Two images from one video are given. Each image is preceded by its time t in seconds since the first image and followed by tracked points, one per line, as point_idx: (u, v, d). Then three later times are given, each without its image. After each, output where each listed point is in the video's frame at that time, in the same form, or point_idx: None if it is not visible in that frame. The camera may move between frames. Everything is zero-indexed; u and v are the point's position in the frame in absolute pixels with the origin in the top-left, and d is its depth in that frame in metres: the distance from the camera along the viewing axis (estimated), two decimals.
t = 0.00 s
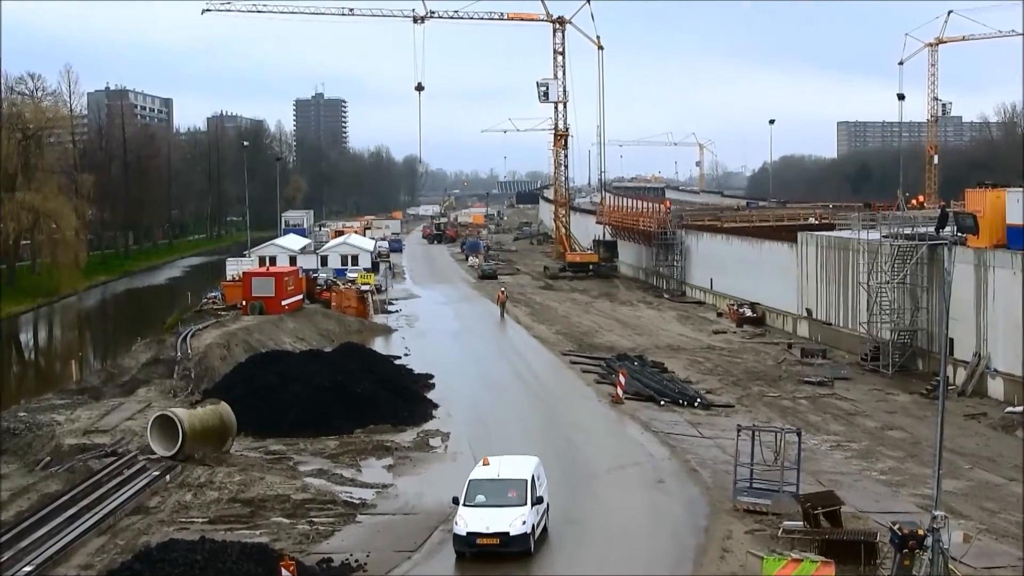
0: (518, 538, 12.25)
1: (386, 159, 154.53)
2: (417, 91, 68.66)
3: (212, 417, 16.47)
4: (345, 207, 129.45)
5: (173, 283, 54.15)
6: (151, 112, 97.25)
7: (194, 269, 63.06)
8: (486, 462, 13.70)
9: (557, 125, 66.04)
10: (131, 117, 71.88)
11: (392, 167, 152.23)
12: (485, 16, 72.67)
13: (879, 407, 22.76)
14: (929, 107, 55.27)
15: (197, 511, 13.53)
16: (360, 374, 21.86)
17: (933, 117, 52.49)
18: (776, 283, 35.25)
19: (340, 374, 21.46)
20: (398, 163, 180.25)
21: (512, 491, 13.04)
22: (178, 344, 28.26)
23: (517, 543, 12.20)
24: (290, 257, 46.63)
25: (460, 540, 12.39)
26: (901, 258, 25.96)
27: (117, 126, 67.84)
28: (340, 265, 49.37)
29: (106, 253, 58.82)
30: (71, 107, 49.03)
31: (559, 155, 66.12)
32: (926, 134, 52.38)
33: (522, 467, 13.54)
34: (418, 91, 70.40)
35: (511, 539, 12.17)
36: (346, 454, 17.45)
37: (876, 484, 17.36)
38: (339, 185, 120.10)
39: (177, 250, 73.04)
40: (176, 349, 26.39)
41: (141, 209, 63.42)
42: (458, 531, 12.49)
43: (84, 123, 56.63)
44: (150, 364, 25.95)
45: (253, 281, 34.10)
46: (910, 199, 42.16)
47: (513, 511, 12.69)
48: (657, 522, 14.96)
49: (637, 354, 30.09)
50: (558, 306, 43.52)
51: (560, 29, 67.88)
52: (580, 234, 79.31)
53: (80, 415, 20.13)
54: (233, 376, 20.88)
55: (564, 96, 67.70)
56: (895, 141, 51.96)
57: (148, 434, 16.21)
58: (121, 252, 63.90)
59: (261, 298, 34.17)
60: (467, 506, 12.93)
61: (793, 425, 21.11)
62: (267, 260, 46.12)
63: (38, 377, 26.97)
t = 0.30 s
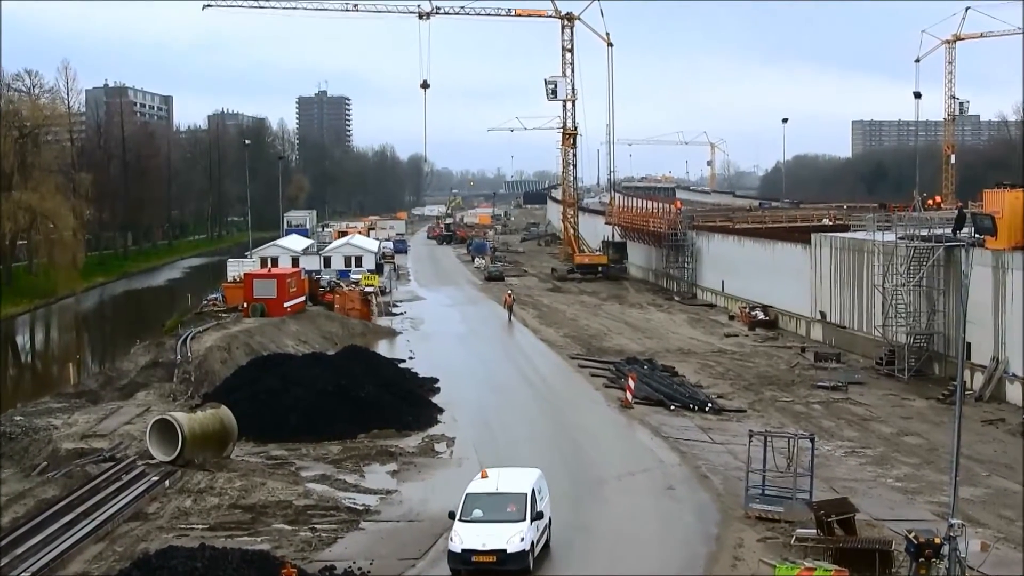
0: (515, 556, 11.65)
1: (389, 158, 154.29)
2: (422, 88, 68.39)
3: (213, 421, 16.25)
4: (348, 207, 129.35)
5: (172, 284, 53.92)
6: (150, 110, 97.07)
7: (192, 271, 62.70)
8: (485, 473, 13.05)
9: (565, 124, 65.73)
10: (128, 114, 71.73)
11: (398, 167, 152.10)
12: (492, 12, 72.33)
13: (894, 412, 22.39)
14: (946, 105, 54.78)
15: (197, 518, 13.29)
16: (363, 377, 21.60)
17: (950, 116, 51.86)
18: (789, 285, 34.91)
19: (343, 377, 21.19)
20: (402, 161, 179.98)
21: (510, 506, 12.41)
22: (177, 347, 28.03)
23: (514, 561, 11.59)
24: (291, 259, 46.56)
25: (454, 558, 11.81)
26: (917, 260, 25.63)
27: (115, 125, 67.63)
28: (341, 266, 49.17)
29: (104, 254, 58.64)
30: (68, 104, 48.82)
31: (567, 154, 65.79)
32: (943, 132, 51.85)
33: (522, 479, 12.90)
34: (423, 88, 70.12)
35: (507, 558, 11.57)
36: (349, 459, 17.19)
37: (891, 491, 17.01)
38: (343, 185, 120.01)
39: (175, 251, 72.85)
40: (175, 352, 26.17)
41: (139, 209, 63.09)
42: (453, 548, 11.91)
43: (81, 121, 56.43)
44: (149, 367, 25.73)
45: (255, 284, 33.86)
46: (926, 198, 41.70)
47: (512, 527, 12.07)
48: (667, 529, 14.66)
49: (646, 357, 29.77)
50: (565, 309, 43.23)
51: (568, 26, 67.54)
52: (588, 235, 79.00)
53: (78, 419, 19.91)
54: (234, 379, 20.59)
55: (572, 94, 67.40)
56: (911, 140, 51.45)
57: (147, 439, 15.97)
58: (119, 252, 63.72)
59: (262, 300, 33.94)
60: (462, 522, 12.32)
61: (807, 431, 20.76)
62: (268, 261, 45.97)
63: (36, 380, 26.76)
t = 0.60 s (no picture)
0: None
1: (393, 157, 154.05)
2: (425, 86, 68.09)
3: (211, 428, 15.97)
4: (350, 205, 129.13)
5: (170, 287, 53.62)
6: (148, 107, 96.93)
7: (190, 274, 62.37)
8: (479, 491, 12.62)
9: (572, 122, 65.36)
10: (125, 112, 71.56)
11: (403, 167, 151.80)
12: (497, 8, 72.04)
13: (909, 417, 21.97)
14: (963, 103, 54.18)
15: (195, 526, 13.00)
16: (365, 382, 21.28)
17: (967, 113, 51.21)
18: (802, 287, 34.49)
19: (344, 382, 20.87)
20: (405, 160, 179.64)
21: (506, 523, 11.96)
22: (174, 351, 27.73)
23: None
24: (291, 261, 46.46)
25: None
26: (934, 262, 25.28)
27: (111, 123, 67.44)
28: (343, 267, 48.94)
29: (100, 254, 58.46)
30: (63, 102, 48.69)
31: (574, 153, 65.42)
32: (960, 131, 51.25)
33: (519, 496, 12.45)
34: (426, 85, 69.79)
35: None
36: (350, 466, 16.89)
37: (906, 499, 16.62)
38: (344, 184, 119.78)
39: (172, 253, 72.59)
40: (172, 356, 25.90)
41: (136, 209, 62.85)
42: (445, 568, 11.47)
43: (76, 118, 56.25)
44: (145, 371, 25.46)
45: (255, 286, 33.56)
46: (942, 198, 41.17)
47: (506, 545, 11.60)
48: (677, 537, 14.31)
49: (656, 362, 29.41)
50: (572, 311, 42.85)
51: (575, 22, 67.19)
52: (596, 236, 78.60)
53: (73, 425, 19.65)
54: (233, 384, 20.28)
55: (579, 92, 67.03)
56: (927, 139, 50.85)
57: (144, 445, 15.69)
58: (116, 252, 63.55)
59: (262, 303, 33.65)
60: (455, 541, 11.88)
61: (820, 437, 20.37)
62: (267, 261, 45.77)
63: (29, 385, 26.49)
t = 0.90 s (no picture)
0: None
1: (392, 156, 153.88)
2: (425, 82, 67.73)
3: (204, 433, 15.74)
4: (350, 205, 128.97)
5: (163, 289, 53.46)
6: (140, 103, 96.76)
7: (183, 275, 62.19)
8: (469, 506, 12.11)
9: (575, 119, 64.99)
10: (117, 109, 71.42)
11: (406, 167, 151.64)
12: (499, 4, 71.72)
13: (921, 422, 21.59)
14: (975, 100, 53.66)
15: (188, 534, 12.72)
16: (362, 386, 21.01)
17: (979, 110, 50.77)
18: (811, 288, 34.10)
19: (342, 386, 20.61)
20: (408, 159, 179.34)
21: (495, 541, 11.45)
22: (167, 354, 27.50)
23: None
24: (288, 260, 46.40)
25: None
26: (947, 262, 24.89)
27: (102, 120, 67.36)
28: (340, 268, 48.75)
29: (92, 255, 58.20)
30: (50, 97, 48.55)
31: (577, 149, 65.07)
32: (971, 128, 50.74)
33: (510, 513, 11.95)
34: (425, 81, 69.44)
35: None
36: (348, 471, 16.60)
37: (919, 506, 16.25)
38: (342, 182, 119.67)
39: (163, 253, 72.46)
40: (165, 359, 25.67)
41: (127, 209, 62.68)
42: None
43: (64, 114, 55.93)
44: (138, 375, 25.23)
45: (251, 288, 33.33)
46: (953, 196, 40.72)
47: (496, 565, 11.11)
48: (684, 545, 13.98)
49: (662, 365, 29.07)
50: (575, 313, 42.52)
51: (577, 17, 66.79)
52: (601, 236, 78.22)
53: (64, 430, 19.42)
54: (228, 387, 20.04)
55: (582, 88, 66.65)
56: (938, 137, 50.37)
57: (136, 450, 15.45)
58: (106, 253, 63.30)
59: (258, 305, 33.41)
60: (442, 559, 11.38)
61: (830, 442, 20.01)
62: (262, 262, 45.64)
63: (20, 389, 26.30)
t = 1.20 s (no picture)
0: None
1: (391, 155, 153.69)
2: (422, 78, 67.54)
3: (196, 437, 15.51)
4: (345, 202, 128.95)
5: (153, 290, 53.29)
6: (130, 101, 96.62)
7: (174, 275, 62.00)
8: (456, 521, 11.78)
9: (575, 116, 64.70)
10: (105, 106, 71.20)
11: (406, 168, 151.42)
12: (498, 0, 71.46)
13: (929, 425, 21.28)
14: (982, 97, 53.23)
15: (178, 541, 12.48)
16: (358, 389, 20.75)
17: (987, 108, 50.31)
18: (817, 288, 33.78)
19: (338, 389, 20.36)
20: (408, 159, 179.15)
21: (482, 558, 11.12)
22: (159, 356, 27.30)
23: None
24: (280, 259, 46.40)
25: None
26: (956, 262, 24.58)
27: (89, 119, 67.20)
28: (335, 269, 48.56)
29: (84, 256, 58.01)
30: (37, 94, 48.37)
31: (578, 146, 64.78)
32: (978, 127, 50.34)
33: (498, 528, 11.61)
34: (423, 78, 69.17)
35: None
36: (343, 477, 16.34)
37: (928, 511, 15.94)
38: (337, 181, 119.45)
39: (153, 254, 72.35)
40: (156, 361, 25.43)
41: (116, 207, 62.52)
42: None
43: (53, 112, 55.73)
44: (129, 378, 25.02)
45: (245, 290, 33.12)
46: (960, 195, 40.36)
47: None
48: (687, 551, 13.69)
49: (665, 367, 28.75)
50: (576, 315, 42.20)
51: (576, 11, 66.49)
52: (602, 236, 77.86)
53: (52, 434, 19.18)
54: (220, 390, 19.78)
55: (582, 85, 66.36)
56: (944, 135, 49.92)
57: (127, 455, 15.24)
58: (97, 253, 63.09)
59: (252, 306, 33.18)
60: None
61: (836, 446, 19.70)
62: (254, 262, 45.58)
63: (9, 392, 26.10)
